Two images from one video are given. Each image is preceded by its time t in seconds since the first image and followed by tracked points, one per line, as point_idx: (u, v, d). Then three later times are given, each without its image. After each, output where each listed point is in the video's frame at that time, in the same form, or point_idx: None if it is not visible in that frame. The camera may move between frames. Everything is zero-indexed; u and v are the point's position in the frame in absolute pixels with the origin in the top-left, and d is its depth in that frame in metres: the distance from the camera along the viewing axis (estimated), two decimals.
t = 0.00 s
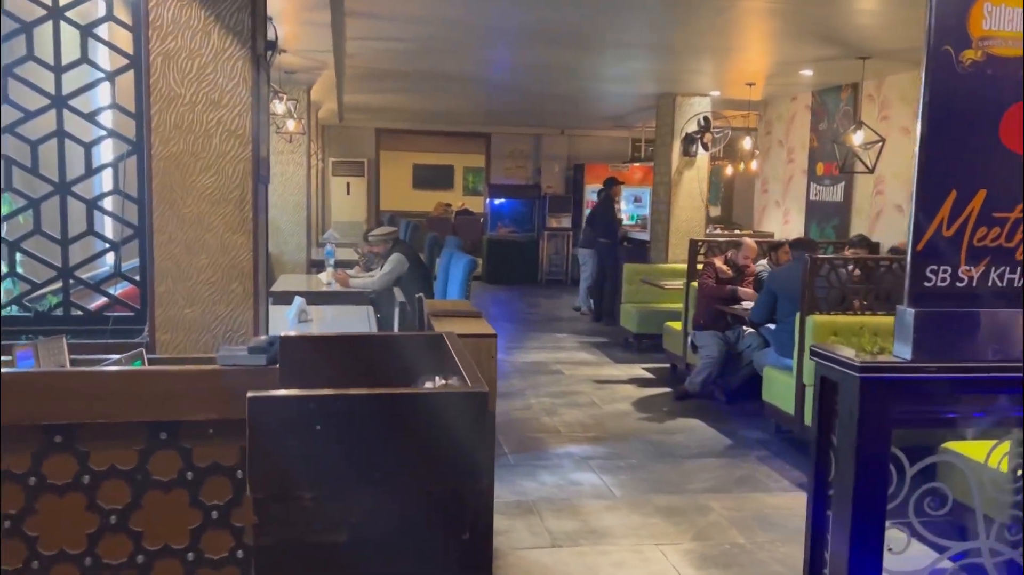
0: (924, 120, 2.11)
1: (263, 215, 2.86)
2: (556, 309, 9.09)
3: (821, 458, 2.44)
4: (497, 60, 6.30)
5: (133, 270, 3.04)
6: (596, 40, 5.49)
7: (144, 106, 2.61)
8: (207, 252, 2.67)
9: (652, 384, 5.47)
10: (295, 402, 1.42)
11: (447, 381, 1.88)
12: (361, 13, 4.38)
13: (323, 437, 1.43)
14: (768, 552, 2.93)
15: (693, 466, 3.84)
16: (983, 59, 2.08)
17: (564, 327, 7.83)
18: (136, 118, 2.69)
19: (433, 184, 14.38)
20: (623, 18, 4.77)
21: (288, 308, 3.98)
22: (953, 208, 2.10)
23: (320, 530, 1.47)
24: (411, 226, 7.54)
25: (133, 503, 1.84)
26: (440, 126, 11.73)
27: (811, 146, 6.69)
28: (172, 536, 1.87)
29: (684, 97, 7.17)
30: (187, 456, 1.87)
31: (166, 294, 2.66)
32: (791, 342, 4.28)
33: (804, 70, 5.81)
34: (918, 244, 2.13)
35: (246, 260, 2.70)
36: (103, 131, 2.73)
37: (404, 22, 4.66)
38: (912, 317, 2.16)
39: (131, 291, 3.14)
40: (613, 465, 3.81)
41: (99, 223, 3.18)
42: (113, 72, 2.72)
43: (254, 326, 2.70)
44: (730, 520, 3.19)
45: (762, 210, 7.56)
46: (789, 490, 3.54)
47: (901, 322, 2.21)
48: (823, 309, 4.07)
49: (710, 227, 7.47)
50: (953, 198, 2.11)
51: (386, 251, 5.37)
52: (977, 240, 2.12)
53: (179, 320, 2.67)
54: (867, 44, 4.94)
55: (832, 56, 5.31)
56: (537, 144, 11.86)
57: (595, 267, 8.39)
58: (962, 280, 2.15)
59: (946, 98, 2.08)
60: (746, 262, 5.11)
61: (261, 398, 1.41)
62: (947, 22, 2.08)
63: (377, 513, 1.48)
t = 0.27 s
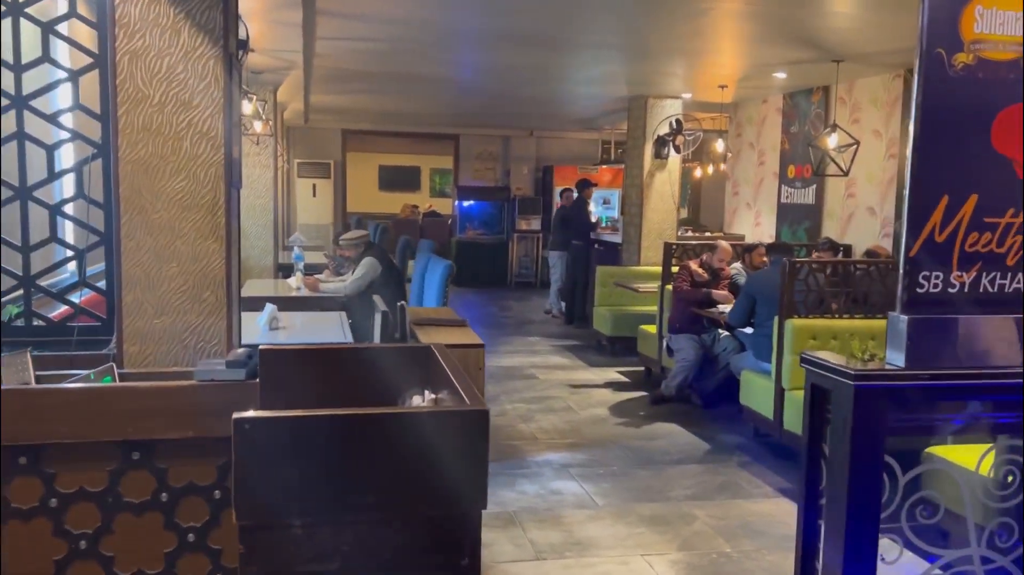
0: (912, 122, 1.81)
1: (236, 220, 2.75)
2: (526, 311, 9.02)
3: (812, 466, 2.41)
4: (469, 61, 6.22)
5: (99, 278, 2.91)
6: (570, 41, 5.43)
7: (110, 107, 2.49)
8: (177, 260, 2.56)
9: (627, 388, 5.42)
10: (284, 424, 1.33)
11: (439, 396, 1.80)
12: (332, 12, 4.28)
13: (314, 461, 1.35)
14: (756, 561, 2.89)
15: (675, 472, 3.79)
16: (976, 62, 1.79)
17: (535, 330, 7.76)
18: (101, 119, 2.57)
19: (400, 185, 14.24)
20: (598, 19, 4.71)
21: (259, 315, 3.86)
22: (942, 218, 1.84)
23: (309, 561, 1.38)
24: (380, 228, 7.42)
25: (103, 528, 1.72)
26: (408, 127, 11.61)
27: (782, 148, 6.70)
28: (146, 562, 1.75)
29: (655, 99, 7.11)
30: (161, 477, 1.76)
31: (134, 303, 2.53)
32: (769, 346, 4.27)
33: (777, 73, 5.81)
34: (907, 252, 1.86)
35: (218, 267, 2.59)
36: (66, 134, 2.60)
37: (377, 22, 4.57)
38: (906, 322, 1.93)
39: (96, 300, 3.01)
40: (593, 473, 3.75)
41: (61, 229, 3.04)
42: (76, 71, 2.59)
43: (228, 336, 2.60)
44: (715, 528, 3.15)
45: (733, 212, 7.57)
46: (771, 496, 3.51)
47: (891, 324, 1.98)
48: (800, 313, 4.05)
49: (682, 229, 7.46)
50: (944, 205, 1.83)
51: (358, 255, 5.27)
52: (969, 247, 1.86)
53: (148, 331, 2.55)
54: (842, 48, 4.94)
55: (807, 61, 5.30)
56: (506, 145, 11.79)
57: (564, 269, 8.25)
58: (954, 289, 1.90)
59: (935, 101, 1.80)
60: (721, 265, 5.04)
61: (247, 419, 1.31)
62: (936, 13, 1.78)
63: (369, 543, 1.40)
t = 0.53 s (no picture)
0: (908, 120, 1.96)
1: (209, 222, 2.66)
2: (496, 312, 8.96)
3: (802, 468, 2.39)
4: (441, 60, 6.15)
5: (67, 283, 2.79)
6: (544, 41, 5.39)
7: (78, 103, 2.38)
8: (149, 262, 2.46)
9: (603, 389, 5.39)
10: (279, 436, 1.27)
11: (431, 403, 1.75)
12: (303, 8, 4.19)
13: (309, 475, 1.28)
14: (741, 564, 2.86)
15: (655, 474, 3.77)
16: (964, 62, 1.97)
17: (507, 330, 7.72)
18: (67, 116, 2.46)
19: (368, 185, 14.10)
20: (573, 18, 4.68)
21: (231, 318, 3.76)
22: (932, 217, 1.99)
23: None
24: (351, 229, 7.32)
25: (76, 545, 1.63)
26: (377, 126, 11.49)
27: (753, 149, 6.73)
28: None
29: (627, 100, 7.09)
30: (138, 491, 1.68)
31: (104, 308, 2.43)
32: (746, 345, 4.26)
33: (750, 74, 5.82)
34: (901, 251, 1.98)
35: (192, 270, 2.50)
36: (31, 133, 2.49)
37: (349, 18, 4.48)
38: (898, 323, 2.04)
39: (63, 305, 2.89)
40: (573, 476, 3.71)
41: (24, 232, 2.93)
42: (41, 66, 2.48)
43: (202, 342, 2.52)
44: (699, 531, 3.12)
45: (704, 212, 7.58)
46: (752, 497, 3.50)
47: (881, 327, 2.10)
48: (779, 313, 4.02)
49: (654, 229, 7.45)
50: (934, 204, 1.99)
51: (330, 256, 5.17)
52: (956, 247, 2.02)
53: (118, 336, 2.45)
54: (815, 49, 4.96)
55: (781, 62, 5.32)
56: (475, 145, 11.73)
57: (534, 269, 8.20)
58: (942, 289, 2.05)
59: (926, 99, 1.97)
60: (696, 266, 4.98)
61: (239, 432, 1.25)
62: (930, 19, 1.95)
63: (366, 559, 1.34)
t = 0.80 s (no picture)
0: (893, 121, 2.17)
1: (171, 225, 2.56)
2: (457, 314, 8.88)
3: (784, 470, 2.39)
4: (402, 59, 6.05)
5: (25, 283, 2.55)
6: (507, 42, 5.33)
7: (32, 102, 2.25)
8: (111, 266, 2.34)
9: (569, 391, 5.35)
10: (270, 453, 1.19)
11: (420, 412, 1.71)
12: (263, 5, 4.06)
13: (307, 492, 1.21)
14: (721, 566, 2.85)
15: (628, 477, 3.74)
16: (944, 63, 2.19)
17: (468, 330, 7.71)
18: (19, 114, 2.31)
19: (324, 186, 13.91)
20: (538, 19, 4.63)
21: (192, 323, 3.63)
22: (915, 217, 2.21)
23: None
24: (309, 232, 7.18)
25: (43, 568, 1.54)
26: (332, 126, 11.31)
27: (714, 151, 6.77)
28: None
29: (589, 101, 7.08)
30: (107, 509, 1.60)
31: (63, 315, 2.30)
32: (714, 346, 4.25)
33: (712, 76, 5.84)
34: (885, 251, 2.21)
35: (156, 275, 2.39)
36: None
37: (310, 15, 4.36)
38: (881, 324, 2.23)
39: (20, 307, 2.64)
40: (546, 481, 3.67)
41: None
42: None
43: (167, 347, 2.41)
44: (675, 535, 3.10)
45: (665, 213, 7.60)
46: (726, 499, 3.49)
47: (864, 330, 2.28)
48: (747, 314, 4.00)
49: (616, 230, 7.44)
50: (917, 204, 2.21)
51: (291, 259, 5.05)
52: (938, 247, 2.24)
53: (78, 343, 2.32)
54: (778, 52, 4.98)
55: (744, 65, 5.35)
56: (433, 146, 11.62)
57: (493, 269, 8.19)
58: (923, 289, 2.24)
59: (910, 102, 2.18)
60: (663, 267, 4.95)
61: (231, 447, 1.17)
62: (912, 25, 2.15)
63: None
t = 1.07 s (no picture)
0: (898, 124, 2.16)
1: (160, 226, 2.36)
2: (431, 316, 8.78)
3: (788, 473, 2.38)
4: (379, 59, 5.94)
5: None
6: (488, 43, 5.25)
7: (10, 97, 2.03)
8: (96, 273, 2.13)
9: (552, 393, 5.30)
10: (294, 472, 1.13)
11: (437, 426, 1.70)
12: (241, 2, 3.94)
13: (333, 511, 1.15)
14: (720, 571, 2.83)
15: (618, 481, 3.70)
16: (948, 65, 2.18)
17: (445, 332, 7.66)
18: None
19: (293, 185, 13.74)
20: (521, 20, 4.56)
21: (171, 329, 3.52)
22: (920, 220, 2.20)
23: None
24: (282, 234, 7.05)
25: None
26: (303, 126, 11.16)
27: (691, 152, 6.78)
28: None
29: (566, 102, 7.06)
30: (103, 530, 1.57)
31: (45, 323, 2.09)
32: (701, 348, 4.23)
33: (693, 77, 5.83)
34: (891, 255, 2.19)
35: (145, 281, 2.19)
36: None
37: (290, 12, 4.25)
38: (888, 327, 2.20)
39: None
40: (536, 487, 3.61)
41: None
42: None
43: (157, 357, 2.21)
44: (672, 540, 3.07)
45: (641, 214, 7.60)
46: (718, 503, 3.47)
47: (870, 333, 2.25)
48: (735, 315, 3.98)
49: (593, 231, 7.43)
50: (922, 207, 2.20)
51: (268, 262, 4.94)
52: (942, 250, 2.24)
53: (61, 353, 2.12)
54: (760, 55, 4.97)
55: (726, 66, 5.34)
56: (405, 146, 11.51)
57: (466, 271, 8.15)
58: (928, 292, 2.24)
59: (915, 104, 2.17)
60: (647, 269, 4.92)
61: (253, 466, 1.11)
62: (917, 28, 2.14)
63: None
